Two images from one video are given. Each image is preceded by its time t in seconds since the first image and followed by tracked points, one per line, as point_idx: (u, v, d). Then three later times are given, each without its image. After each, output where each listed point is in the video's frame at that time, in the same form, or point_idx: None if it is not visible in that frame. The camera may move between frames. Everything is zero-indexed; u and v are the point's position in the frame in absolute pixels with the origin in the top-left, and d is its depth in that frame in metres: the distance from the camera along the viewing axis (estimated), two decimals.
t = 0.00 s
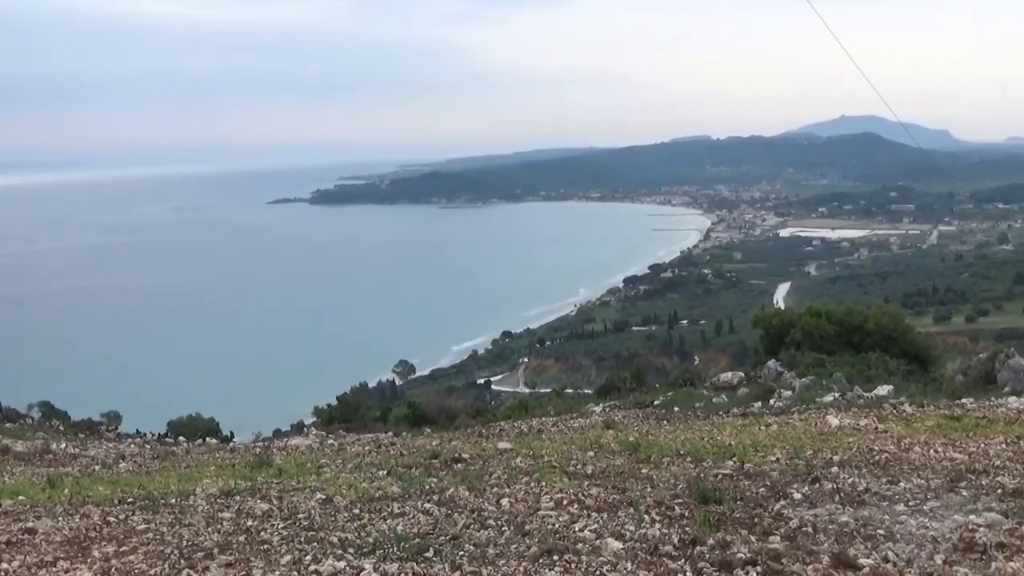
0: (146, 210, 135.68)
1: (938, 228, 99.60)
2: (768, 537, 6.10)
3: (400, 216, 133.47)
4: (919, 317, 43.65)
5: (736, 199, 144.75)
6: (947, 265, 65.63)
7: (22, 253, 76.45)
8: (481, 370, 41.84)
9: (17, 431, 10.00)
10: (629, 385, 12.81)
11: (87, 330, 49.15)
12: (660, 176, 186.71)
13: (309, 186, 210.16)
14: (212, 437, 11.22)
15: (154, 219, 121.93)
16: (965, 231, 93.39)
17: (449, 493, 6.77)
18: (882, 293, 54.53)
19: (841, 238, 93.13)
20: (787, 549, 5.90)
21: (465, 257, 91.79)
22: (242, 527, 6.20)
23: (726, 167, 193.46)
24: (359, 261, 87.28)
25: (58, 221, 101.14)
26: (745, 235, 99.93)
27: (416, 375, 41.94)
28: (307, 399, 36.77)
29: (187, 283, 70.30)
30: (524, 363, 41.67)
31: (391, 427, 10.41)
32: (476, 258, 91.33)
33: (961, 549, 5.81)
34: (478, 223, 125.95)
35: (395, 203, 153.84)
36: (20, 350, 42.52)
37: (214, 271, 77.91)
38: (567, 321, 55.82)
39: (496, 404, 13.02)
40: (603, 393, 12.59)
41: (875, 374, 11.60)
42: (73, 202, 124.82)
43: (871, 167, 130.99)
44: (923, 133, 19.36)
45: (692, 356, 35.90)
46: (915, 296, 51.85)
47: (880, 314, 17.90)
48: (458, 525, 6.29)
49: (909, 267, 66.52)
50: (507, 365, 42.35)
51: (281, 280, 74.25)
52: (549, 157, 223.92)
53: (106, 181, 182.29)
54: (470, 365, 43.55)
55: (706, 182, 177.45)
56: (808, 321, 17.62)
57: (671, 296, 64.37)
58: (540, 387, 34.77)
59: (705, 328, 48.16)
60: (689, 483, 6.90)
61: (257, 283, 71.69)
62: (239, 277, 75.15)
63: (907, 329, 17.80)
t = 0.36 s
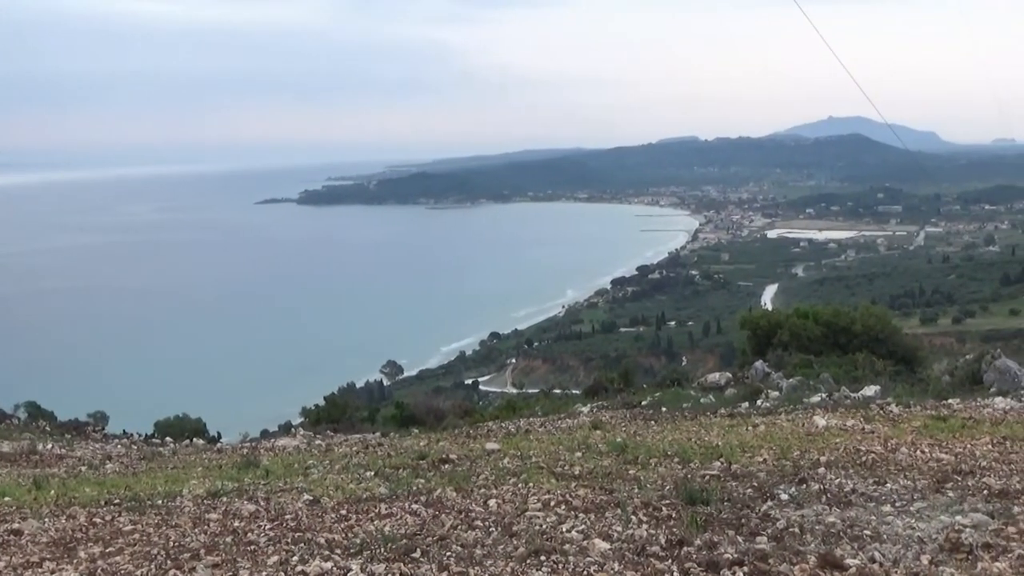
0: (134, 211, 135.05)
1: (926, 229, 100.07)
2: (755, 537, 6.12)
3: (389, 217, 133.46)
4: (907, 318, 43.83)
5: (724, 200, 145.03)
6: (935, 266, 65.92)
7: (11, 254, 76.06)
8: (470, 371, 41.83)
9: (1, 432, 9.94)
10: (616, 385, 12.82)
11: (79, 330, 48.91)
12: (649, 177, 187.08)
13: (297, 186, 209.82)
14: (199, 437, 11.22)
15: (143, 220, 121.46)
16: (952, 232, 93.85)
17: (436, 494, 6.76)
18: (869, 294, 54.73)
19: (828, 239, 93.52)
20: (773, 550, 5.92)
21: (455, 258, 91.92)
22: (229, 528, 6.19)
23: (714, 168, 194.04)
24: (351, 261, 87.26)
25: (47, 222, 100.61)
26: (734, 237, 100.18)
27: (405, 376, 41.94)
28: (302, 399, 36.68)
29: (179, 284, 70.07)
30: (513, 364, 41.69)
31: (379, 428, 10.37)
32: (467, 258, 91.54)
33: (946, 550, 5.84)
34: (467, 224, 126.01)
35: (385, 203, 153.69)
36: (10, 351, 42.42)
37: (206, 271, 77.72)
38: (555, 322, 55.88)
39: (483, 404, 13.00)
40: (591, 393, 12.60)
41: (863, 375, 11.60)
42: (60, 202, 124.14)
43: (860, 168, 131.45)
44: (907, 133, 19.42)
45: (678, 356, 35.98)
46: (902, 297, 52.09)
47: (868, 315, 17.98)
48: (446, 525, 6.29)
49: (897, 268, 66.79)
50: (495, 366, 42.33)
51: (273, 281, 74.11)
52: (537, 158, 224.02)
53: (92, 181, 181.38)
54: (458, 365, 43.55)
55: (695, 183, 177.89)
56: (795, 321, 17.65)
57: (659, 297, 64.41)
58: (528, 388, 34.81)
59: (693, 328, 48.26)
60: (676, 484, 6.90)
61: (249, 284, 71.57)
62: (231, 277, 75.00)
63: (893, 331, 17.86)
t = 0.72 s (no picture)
0: (118, 210, 134.16)
1: (911, 229, 100.40)
2: (739, 537, 6.14)
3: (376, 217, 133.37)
4: (892, 318, 44.02)
5: (711, 200, 145.34)
6: (920, 266, 66.18)
7: None
8: (456, 371, 41.79)
9: None
10: (602, 385, 12.82)
11: (68, 329, 48.76)
12: (635, 177, 187.24)
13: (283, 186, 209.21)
14: (185, 438, 11.23)
15: (128, 219, 120.78)
16: (937, 231, 94.23)
17: (423, 494, 6.75)
18: (854, 294, 54.93)
19: (814, 239, 93.77)
20: (758, 550, 5.93)
21: (444, 257, 92.02)
22: (214, 529, 6.18)
23: (701, 169, 194.40)
24: (343, 261, 87.28)
25: (32, 222, 100.04)
26: (720, 236, 100.38)
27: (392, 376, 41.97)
28: (292, 400, 36.64)
29: (169, 283, 69.87)
30: (499, 363, 41.63)
31: (365, 429, 10.35)
32: (455, 258, 91.71)
33: (930, 549, 5.87)
34: (453, 224, 126.13)
35: (372, 203, 153.38)
36: None
37: (195, 271, 77.56)
38: (542, 321, 55.93)
39: (468, 405, 12.99)
40: (578, 394, 12.61)
41: (848, 375, 11.65)
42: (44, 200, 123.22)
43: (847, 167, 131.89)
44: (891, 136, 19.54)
45: (663, 357, 36.01)
46: (887, 296, 52.31)
47: (854, 315, 18.02)
48: (431, 526, 6.29)
49: (884, 268, 67.03)
50: (481, 366, 42.28)
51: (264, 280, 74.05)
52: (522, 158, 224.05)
53: (75, 180, 180.21)
54: (445, 365, 43.49)
55: (681, 182, 178.09)
56: (781, 321, 17.69)
57: (645, 297, 64.51)
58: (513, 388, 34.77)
59: (679, 328, 48.39)
60: (662, 484, 6.91)
61: (240, 284, 71.45)
62: (222, 277, 74.87)
63: (878, 331, 17.91)
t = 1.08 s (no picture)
0: (101, 210, 133.20)
1: (893, 228, 100.54)
2: (723, 535, 6.15)
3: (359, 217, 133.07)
4: (874, 317, 44.04)
5: (694, 200, 145.50)
6: (903, 264, 66.44)
7: None
8: (441, 372, 41.74)
9: None
10: (586, 385, 12.82)
11: (57, 330, 48.49)
12: (619, 177, 187.12)
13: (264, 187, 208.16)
14: (167, 439, 11.20)
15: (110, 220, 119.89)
16: (919, 230, 94.62)
17: (407, 494, 6.75)
18: (837, 293, 54.97)
19: (798, 238, 93.99)
20: (741, 548, 5.95)
21: (431, 258, 92.19)
22: (197, 531, 6.17)
23: (684, 169, 194.96)
24: (332, 261, 87.26)
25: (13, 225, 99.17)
26: (703, 236, 100.62)
27: (376, 377, 41.96)
28: (287, 400, 36.71)
29: (157, 285, 69.54)
30: (484, 364, 41.57)
31: (350, 429, 10.31)
32: (441, 258, 91.84)
33: (912, 547, 5.90)
34: (435, 224, 126.06)
35: (355, 203, 152.80)
36: None
37: (182, 272, 77.21)
38: (526, 321, 55.98)
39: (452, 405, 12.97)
40: (561, 393, 12.63)
41: (830, 374, 11.67)
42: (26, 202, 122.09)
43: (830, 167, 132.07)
44: (872, 135, 19.61)
45: (646, 356, 36.03)
46: (870, 295, 52.44)
47: (837, 315, 18.09)
48: (415, 527, 6.29)
49: (866, 267, 67.15)
50: (465, 366, 42.19)
51: (252, 281, 73.93)
52: (504, 158, 223.61)
53: (55, 182, 178.78)
54: (430, 366, 43.41)
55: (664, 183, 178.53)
56: (765, 321, 17.72)
57: (629, 296, 64.55)
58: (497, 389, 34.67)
59: (663, 328, 48.44)
60: (646, 483, 6.92)
61: (229, 284, 71.31)
62: (209, 278, 74.62)
63: (861, 330, 17.95)
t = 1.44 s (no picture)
0: (78, 212, 131.92)
1: (870, 228, 100.89)
2: (702, 535, 6.17)
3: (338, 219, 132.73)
4: (851, 316, 44.16)
5: (672, 201, 145.88)
6: (881, 264, 66.76)
7: None
8: (420, 373, 41.70)
9: None
10: (565, 386, 12.84)
11: (43, 334, 48.23)
12: (597, 179, 187.16)
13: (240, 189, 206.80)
14: (145, 441, 11.14)
15: (87, 221, 118.74)
16: (897, 229, 95.10)
17: (386, 496, 6.75)
18: (815, 293, 55.12)
19: (777, 239, 94.26)
20: (720, 548, 5.97)
21: (414, 258, 92.51)
22: (175, 534, 6.15)
23: (662, 170, 195.55)
24: (318, 262, 87.31)
25: None
26: (682, 236, 100.88)
27: (354, 378, 41.96)
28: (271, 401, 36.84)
29: (141, 287, 69.22)
30: (463, 365, 41.56)
31: (329, 431, 10.30)
32: (424, 258, 92.20)
33: (889, 544, 5.93)
34: (413, 225, 125.91)
35: (334, 205, 152.09)
36: None
37: (165, 275, 76.91)
38: (506, 322, 56.04)
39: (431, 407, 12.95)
40: (540, 393, 12.63)
41: (808, 373, 11.72)
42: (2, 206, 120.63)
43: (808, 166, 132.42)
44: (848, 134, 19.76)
45: (623, 357, 36.06)
46: (848, 294, 52.65)
47: (815, 314, 18.18)
48: (394, 528, 6.30)
49: (843, 266, 67.40)
50: (445, 368, 42.15)
51: (236, 283, 73.85)
52: (481, 160, 223.12)
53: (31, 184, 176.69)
54: (409, 368, 43.32)
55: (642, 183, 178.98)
56: (743, 320, 17.81)
57: (608, 297, 64.64)
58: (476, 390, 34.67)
59: (642, 328, 48.51)
60: (625, 484, 6.93)
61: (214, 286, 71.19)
62: (193, 280, 74.43)
63: (839, 329, 18.06)
